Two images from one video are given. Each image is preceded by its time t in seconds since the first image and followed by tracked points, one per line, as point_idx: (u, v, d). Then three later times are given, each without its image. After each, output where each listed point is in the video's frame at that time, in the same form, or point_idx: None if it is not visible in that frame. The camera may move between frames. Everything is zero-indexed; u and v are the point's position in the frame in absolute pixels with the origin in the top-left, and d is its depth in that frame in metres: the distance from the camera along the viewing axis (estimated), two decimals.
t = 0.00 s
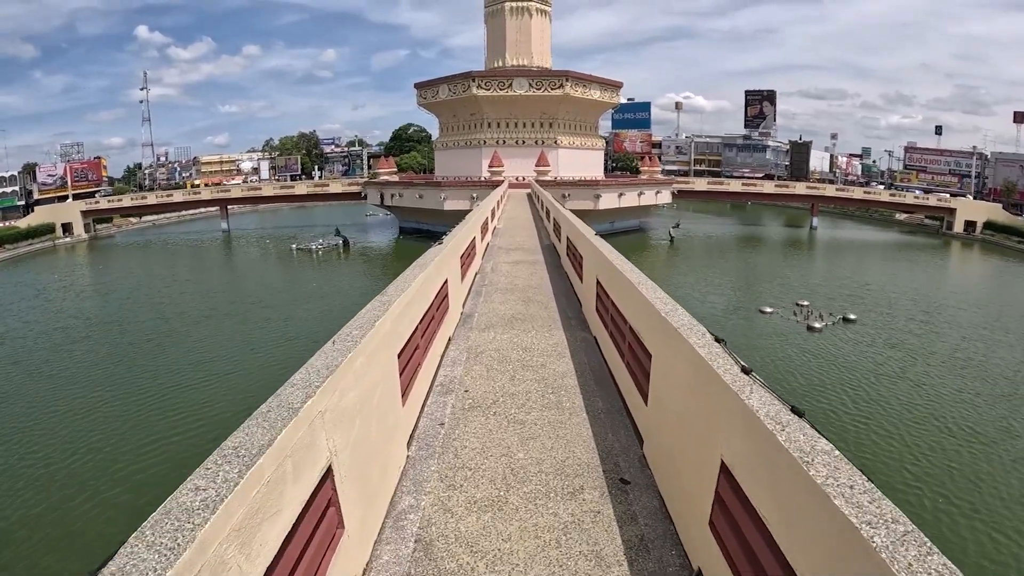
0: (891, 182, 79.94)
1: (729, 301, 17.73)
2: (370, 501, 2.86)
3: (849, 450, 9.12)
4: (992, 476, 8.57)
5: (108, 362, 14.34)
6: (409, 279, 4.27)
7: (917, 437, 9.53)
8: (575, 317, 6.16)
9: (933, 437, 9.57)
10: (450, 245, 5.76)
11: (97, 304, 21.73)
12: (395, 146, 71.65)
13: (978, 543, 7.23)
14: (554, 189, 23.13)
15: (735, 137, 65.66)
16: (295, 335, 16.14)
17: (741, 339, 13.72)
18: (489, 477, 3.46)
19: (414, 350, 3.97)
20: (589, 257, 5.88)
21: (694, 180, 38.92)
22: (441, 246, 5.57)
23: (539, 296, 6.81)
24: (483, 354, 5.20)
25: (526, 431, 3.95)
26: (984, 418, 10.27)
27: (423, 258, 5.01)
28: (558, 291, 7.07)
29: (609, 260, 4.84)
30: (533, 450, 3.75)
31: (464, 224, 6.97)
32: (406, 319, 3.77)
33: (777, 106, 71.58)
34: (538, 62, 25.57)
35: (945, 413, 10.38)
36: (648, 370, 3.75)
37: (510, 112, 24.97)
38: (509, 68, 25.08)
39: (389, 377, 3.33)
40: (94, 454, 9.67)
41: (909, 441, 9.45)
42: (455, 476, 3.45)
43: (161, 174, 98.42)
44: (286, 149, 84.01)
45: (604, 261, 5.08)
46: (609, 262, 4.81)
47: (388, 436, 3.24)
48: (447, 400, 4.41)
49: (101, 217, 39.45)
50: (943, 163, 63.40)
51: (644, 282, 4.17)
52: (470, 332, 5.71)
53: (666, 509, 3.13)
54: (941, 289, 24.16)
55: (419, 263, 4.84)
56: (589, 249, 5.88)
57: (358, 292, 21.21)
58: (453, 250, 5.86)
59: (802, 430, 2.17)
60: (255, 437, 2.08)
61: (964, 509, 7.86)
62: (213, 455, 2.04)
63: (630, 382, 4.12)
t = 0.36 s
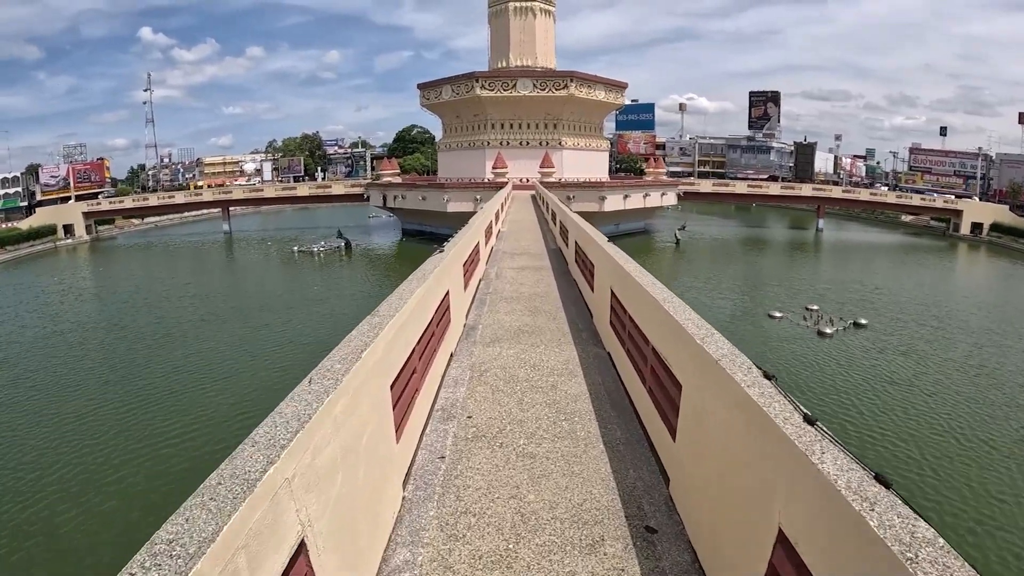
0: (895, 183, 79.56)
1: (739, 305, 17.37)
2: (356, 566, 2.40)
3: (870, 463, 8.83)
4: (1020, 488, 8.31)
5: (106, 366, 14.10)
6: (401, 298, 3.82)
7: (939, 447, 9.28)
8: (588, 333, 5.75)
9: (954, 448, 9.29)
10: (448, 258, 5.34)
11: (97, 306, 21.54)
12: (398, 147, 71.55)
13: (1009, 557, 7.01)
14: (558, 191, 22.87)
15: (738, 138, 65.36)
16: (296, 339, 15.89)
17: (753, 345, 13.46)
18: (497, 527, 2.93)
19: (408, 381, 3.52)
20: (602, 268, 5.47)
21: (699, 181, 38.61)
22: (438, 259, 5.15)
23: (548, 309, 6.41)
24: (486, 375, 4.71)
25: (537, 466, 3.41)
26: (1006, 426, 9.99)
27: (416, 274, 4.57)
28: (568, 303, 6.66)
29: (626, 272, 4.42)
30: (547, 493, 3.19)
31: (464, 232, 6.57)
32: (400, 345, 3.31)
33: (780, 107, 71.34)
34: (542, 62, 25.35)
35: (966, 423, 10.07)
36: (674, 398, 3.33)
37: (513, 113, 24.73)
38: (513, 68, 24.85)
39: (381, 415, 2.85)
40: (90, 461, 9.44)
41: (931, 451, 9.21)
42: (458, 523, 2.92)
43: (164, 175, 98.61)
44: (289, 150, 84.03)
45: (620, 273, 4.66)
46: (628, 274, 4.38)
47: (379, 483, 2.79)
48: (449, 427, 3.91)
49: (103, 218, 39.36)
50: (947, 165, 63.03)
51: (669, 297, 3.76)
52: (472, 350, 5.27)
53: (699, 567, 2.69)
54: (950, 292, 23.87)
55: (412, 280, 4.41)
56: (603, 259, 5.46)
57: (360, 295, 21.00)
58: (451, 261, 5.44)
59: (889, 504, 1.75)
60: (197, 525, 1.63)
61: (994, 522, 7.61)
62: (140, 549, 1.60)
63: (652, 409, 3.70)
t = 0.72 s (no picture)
0: (898, 185, 79.21)
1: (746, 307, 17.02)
2: None
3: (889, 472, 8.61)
4: None
5: (101, 370, 13.91)
6: (390, 322, 3.43)
7: (963, 458, 9.02)
8: (596, 349, 5.36)
9: (971, 460, 9.01)
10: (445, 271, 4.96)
11: (94, 308, 21.31)
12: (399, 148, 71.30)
13: None
14: (560, 193, 22.60)
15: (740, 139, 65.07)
16: (294, 343, 15.65)
17: (762, 351, 13.20)
18: None
19: (397, 416, 3.12)
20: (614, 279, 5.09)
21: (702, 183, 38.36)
22: (433, 274, 4.77)
23: (556, 323, 6.03)
24: (487, 401, 4.28)
25: (547, 514, 2.95)
26: None
27: (408, 292, 4.19)
28: (575, 316, 6.26)
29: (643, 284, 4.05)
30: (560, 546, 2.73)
31: (463, 241, 6.20)
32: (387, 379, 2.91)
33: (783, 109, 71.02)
34: (544, 63, 25.09)
35: (984, 433, 9.79)
36: (703, 433, 2.93)
37: (515, 114, 24.47)
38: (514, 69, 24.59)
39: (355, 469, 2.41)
40: (77, 469, 9.24)
41: (955, 462, 8.95)
42: None
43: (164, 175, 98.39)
44: (289, 151, 83.80)
45: (636, 286, 4.28)
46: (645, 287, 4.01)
47: (362, 547, 2.38)
48: (445, 464, 3.46)
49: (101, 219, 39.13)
50: (949, 166, 62.72)
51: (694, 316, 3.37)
52: (472, 371, 4.87)
53: None
54: (956, 295, 23.63)
55: (404, 299, 4.03)
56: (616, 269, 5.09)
57: (360, 298, 20.76)
58: (448, 274, 5.05)
59: None
60: None
61: None
62: None
63: (675, 440, 3.30)
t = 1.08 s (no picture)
0: (897, 186, 78.98)
1: (749, 310, 16.76)
2: None
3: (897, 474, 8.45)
4: None
5: (91, 376, 13.65)
6: (363, 344, 3.07)
7: (974, 460, 8.82)
8: (600, 365, 5.03)
9: (982, 462, 8.81)
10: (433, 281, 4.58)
11: (88, 311, 21.07)
12: (398, 150, 71.15)
13: None
14: (559, 194, 22.36)
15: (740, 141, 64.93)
16: (289, 347, 15.37)
17: (768, 351, 12.99)
18: None
19: (371, 454, 2.78)
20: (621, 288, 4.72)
21: (702, 184, 38.15)
22: (419, 285, 4.39)
23: (555, 337, 5.70)
24: (476, 429, 3.96)
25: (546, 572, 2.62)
26: None
27: (387, 306, 3.82)
28: (577, 329, 5.93)
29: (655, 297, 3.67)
30: None
31: (456, 247, 5.83)
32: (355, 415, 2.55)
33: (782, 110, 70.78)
34: (543, 63, 24.84)
35: (995, 434, 9.58)
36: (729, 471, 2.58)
37: (513, 115, 24.22)
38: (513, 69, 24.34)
39: (318, 536, 2.08)
40: (58, 474, 9.08)
41: (966, 463, 8.76)
42: None
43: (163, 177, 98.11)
44: (288, 152, 83.55)
45: (647, 298, 3.90)
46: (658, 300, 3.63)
47: None
48: (430, 506, 3.15)
49: (97, 221, 38.89)
50: (949, 167, 62.48)
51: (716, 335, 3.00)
52: (465, 392, 4.54)
53: None
54: (958, 295, 23.42)
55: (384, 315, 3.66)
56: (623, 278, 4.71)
57: (356, 300, 20.53)
58: (437, 285, 4.68)
59: None
60: None
61: None
62: None
63: (695, 477, 2.95)
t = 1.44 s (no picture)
0: (898, 187, 78.62)
1: (755, 313, 16.38)
2: None
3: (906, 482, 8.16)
4: None
5: (83, 381, 13.45)
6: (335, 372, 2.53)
7: (986, 468, 8.51)
8: (605, 388, 4.53)
9: (995, 470, 8.50)
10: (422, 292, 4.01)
11: (85, 313, 20.86)
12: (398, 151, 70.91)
13: None
14: (559, 195, 22.09)
15: (741, 141, 64.67)
16: (281, 351, 15.09)
17: (773, 353, 12.68)
18: None
19: (338, 516, 2.23)
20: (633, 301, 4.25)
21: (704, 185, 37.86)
22: (404, 298, 3.83)
23: (554, 358, 5.20)
24: (467, 464, 3.41)
25: None
26: None
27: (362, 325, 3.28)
28: (580, 347, 5.44)
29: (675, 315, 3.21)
30: None
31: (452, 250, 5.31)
32: (309, 477, 1.99)
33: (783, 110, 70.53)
34: (543, 63, 24.58)
35: (1008, 440, 9.25)
36: (769, 537, 2.13)
37: (513, 115, 23.96)
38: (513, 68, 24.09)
39: None
40: (39, 488, 9.06)
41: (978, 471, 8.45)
42: None
43: (163, 179, 97.97)
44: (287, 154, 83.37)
45: (665, 315, 3.43)
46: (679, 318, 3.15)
47: None
48: (413, 563, 2.61)
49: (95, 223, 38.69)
50: (951, 168, 62.13)
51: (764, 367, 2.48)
52: (456, 418, 4.03)
53: None
54: (962, 296, 23.08)
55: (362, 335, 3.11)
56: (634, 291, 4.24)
57: (351, 303, 20.30)
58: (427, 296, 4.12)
59: None
60: None
61: None
62: None
63: (723, 531, 2.45)
